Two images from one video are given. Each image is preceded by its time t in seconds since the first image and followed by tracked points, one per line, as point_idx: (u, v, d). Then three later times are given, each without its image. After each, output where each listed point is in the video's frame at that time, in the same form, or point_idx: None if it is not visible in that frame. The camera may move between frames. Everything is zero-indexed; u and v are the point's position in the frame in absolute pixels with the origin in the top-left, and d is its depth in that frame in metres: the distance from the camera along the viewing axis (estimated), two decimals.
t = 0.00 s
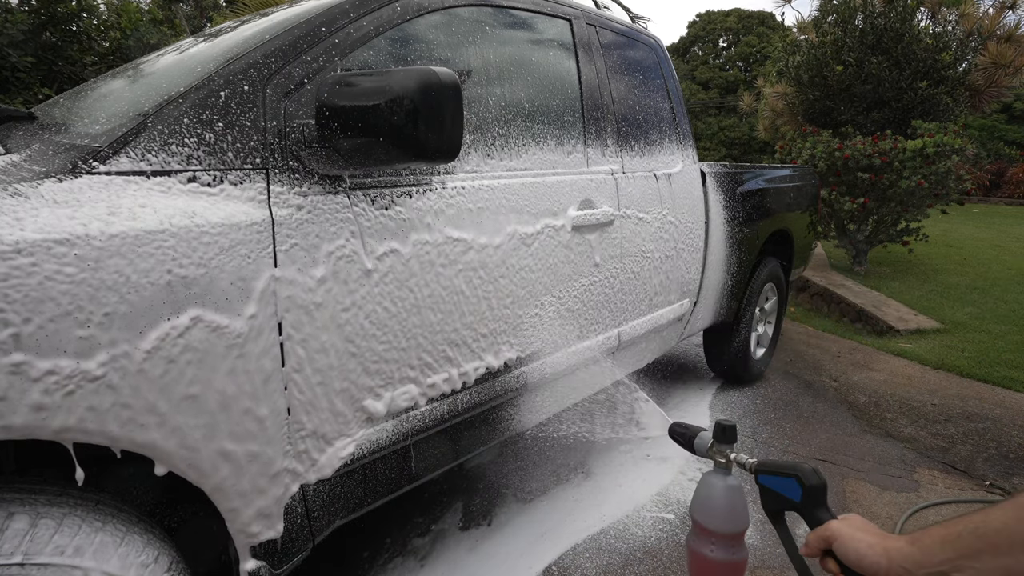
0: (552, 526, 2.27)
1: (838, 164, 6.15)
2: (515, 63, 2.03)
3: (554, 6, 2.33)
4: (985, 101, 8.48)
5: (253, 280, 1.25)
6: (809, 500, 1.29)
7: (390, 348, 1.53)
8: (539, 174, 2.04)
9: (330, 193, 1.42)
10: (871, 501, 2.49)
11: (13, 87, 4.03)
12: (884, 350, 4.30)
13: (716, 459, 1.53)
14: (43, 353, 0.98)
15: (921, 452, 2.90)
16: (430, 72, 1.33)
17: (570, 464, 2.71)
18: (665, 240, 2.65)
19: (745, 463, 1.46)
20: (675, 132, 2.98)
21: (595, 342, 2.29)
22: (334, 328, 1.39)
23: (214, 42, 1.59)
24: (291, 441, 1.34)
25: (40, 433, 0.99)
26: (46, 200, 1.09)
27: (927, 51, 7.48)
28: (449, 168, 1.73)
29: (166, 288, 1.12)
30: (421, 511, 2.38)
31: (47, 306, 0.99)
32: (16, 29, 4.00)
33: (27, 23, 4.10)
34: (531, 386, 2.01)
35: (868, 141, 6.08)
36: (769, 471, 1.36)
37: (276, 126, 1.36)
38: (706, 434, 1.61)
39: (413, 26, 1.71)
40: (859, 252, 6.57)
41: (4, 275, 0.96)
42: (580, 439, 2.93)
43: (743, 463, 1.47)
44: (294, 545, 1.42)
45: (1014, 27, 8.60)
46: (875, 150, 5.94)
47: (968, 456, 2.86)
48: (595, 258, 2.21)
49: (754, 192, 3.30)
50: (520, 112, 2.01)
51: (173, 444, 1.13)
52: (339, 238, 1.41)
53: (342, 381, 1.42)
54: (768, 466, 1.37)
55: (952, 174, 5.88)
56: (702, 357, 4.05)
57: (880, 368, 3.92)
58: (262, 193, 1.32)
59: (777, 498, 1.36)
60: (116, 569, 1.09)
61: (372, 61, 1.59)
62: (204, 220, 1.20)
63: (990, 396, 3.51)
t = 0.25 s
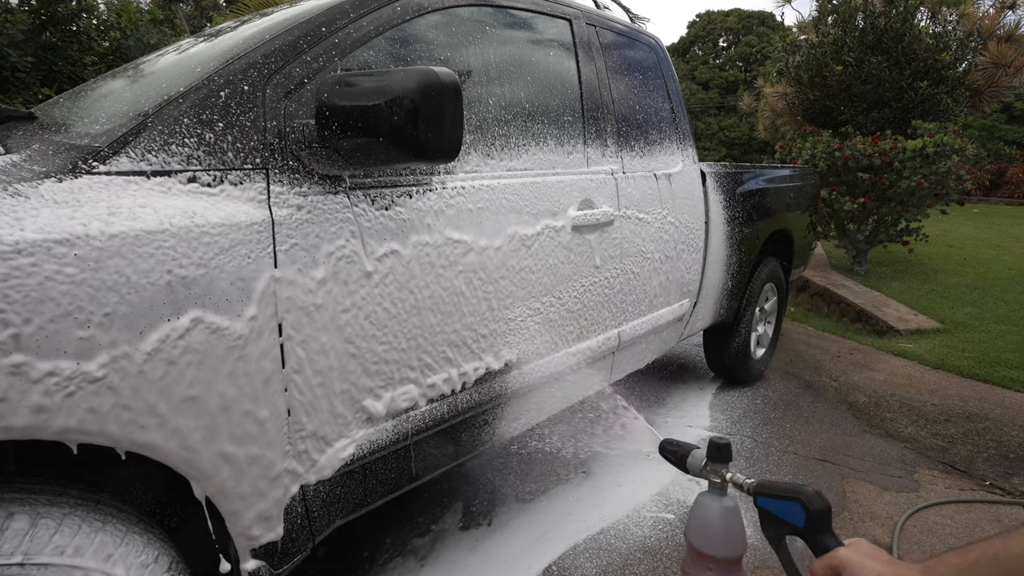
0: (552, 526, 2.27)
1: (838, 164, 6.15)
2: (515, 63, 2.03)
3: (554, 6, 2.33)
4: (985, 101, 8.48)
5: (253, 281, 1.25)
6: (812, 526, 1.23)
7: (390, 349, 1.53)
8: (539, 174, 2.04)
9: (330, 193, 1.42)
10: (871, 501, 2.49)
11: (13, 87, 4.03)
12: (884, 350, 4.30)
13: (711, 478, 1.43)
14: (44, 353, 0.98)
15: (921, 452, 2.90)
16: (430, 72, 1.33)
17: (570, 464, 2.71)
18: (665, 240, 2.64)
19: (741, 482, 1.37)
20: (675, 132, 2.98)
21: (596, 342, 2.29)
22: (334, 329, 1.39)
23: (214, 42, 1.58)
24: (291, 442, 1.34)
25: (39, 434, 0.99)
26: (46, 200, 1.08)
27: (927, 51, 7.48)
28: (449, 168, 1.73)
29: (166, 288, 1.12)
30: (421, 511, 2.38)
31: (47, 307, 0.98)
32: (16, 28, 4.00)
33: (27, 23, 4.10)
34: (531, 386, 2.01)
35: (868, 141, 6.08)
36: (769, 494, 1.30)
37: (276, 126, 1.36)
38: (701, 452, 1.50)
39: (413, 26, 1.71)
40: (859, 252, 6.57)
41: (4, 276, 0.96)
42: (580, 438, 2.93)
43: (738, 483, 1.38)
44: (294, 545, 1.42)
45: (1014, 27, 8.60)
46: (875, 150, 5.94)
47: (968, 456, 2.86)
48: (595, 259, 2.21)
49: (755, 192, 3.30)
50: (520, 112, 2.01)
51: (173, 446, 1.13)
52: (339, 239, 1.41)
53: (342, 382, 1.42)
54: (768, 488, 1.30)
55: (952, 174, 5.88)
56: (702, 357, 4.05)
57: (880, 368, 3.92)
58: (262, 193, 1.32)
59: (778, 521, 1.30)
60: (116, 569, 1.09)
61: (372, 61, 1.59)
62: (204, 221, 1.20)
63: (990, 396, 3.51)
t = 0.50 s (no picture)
0: (552, 526, 2.27)
1: (838, 164, 6.15)
2: (515, 63, 2.03)
3: (554, 6, 2.33)
4: (985, 101, 8.48)
5: (253, 281, 1.24)
6: (808, 550, 1.29)
7: (390, 350, 1.53)
8: (539, 174, 2.04)
9: (330, 193, 1.42)
10: (871, 501, 2.49)
11: (13, 87, 4.03)
12: (884, 350, 4.30)
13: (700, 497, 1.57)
14: (44, 354, 0.98)
15: (921, 452, 2.90)
16: (430, 72, 1.33)
17: (570, 464, 2.71)
18: (665, 240, 2.64)
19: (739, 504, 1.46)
20: (675, 132, 2.98)
21: (594, 342, 2.29)
22: (334, 331, 1.39)
23: (214, 42, 1.58)
24: (291, 443, 1.34)
25: (39, 435, 0.99)
26: (46, 200, 1.09)
27: (927, 51, 7.48)
28: (449, 168, 1.73)
29: (166, 289, 1.12)
30: (421, 511, 2.38)
31: (47, 307, 0.99)
32: (16, 28, 4.00)
33: (27, 23, 4.10)
34: (531, 386, 2.01)
35: (868, 141, 6.08)
36: (766, 516, 1.37)
37: (276, 126, 1.36)
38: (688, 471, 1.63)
39: (413, 26, 1.71)
40: (859, 252, 6.57)
41: (4, 276, 0.96)
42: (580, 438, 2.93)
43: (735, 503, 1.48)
44: (294, 545, 1.42)
45: (1014, 26, 8.60)
46: (875, 150, 5.94)
47: (968, 456, 2.86)
48: (595, 259, 2.21)
49: (754, 192, 3.30)
50: (520, 112, 2.01)
51: (173, 447, 1.13)
52: (339, 240, 1.41)
53: (342, 384, 1.42)
54: (765, 511, 1.38)
55: (952, 174, 5.88)
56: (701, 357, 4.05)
57: (880, 368, 3.92)
58: (262, 193, 1.32)
59: (773, 546, 1.36)
60: (116, 569, 1.09)
61: (372, 61, 1.59)
62: (204, 221, 1.20)
63: (990, 396, 3.51)
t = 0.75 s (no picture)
0: (552, 526, 2.27)
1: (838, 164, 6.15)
2: (515, 63, 2.03)
3: (554, 6, 2.33)
4: (985, 101, 8.48)
5: (253, 281, 1.24)
6: None
7: (391, 351, 1.53)
8: (539, 174, 2.04)
9: (330, 193, 1.42)
10: (871, 501, 2.49)
11: (13, 87, 4.02)
12: (884, 350, 4.31)
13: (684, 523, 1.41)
14: (44, 354, 0.98)
15: (921, 452, 2.90)
16: (430, 72, 1.33)
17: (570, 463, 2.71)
18: (665, 240, 2.64)
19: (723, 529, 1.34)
20: (675, 132, 2.98)
21: (595, 342, 2.29)
22: (334, 332, 1.39)
23: (214, 42, 1.58)
24: (291, 444, 1.34)
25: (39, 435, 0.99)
26: (46, 200, 1.08)
27: (927, 51, 7.48)
28: (449, 168, 1.73)
29: (166, 289, 1.12)
30: (421, 510, 2.38)
31: (47, 307, 0.98)
32: (16, 28, 4.00)
33: (27, 23, 4.10)
34: (531, 387, 2.01)
35: (868, 141, 6.08)
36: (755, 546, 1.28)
37: (276, 126, 1.36)
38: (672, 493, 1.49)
39: (413, 26, 1.71)
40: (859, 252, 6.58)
41: (4, 277, 0.96)
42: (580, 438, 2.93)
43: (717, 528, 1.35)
44: (294, 545, 1.42)
45: (1014, 26, 8.60)
46: (875, 150, 5.94)
47: (968, 456, 2.86)
48: (595, 259, 2.21)
49: (754, 192, 3.30)
50: (520, 112, 2.01)
51: (173, 448, 1.13)
52: (339, 240, 1.41)
53: (343, 385, 1.42)
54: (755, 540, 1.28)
55: (952, 174, 5.88)
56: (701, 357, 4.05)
57: (880, 368, 3.92)
58: (262, 193, 1.32)
59: None
60: (116, 569, 1.09)
61: (372, 61, 1.59)
62: (204, 221, 1.20)
63: (990, 396, 3.51)
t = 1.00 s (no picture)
0: (552, 526, 2.27)
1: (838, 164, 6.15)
2: (515, 63, 2.03)
3: (554, 6, 2.33)
4: (985, 101, 8.48)
5: (253, 282, 1.24)
6: None
7: (391, 352, 1.53)
8: (539, 174, 2.04)
9: (330, 193, 1.42)
10: (871, 501, 2.49)
11: (13, 87, 4.02)
12: (884, 350, 4.31)
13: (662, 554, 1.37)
14: (44, 355, 0.98)
15: (921, 452, 2.90)
16: (430, 72, 1.33)
17: (570, 463, 2.71)
18: (665, 240, 2.64)
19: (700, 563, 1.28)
20: (675, 132, 2.98)
21: (594, 342, 2.28)
22: (335, 333, 1.39)
23: (214, 42, 1.58)
24: (291, 445, 1.34)
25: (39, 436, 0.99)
26: (46, 200, 1.08)
27: (927, 51, 7.48)
28: (449, 168, 1.73)
29: (166, 290, 1.12)
30: (421, 511, 2.38)
31: (47, 308, 0.98)
32: (16, 28, 4.00)
33: (27, 23, 4.10)
34: (530, 387, 2.01)
35: (868, 141, 6.08)
36: None
37: (276, 126, 1.36)
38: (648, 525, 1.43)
39: (413, 26, 1.71)
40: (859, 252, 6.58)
41: (4, 277, 0.96)
42: (580, 439, 2.93)
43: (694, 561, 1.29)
44: (294, 545, 1.42)
45: (1014, 26, 8.60)
46: (875, 150, 5.94)
47: (968, 456, 2.86)
48: (595, 259, 2.21)
49: (754, 192, 3.30)
50: (520, 112, 2.01)
51: (174, 449, 1.13)
52: (339, 240, 1.41)
53: (343, 386, 1.42)
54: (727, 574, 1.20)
55: (952, 174, 5.88)
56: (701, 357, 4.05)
57: (880, 368, 3.92)
58: (262, 193, 1.32)
59: None
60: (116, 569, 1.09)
61: (372, 61, 1.59)
62: (204, 221, 1.20)
63: (990, 396, 3.51)
